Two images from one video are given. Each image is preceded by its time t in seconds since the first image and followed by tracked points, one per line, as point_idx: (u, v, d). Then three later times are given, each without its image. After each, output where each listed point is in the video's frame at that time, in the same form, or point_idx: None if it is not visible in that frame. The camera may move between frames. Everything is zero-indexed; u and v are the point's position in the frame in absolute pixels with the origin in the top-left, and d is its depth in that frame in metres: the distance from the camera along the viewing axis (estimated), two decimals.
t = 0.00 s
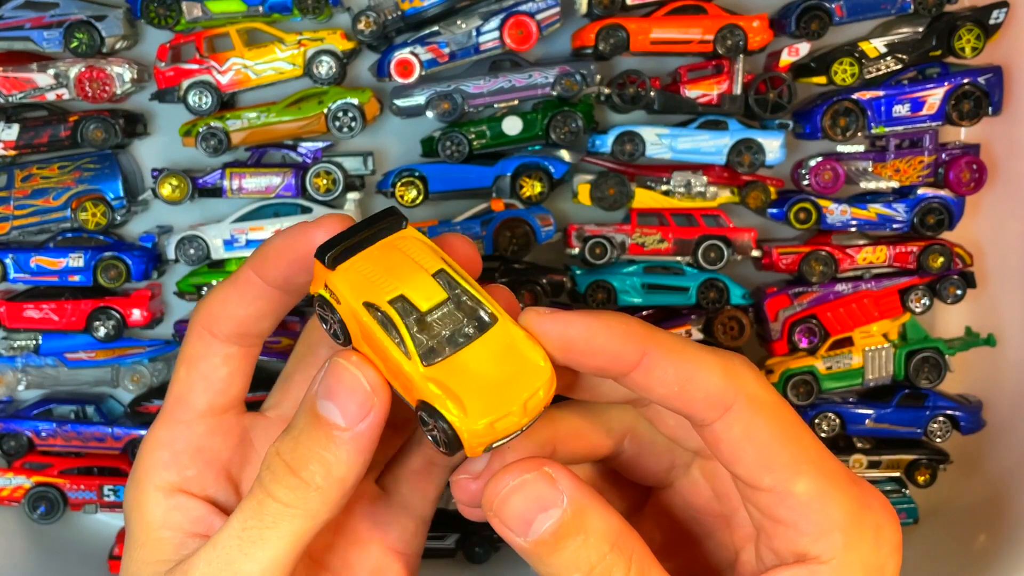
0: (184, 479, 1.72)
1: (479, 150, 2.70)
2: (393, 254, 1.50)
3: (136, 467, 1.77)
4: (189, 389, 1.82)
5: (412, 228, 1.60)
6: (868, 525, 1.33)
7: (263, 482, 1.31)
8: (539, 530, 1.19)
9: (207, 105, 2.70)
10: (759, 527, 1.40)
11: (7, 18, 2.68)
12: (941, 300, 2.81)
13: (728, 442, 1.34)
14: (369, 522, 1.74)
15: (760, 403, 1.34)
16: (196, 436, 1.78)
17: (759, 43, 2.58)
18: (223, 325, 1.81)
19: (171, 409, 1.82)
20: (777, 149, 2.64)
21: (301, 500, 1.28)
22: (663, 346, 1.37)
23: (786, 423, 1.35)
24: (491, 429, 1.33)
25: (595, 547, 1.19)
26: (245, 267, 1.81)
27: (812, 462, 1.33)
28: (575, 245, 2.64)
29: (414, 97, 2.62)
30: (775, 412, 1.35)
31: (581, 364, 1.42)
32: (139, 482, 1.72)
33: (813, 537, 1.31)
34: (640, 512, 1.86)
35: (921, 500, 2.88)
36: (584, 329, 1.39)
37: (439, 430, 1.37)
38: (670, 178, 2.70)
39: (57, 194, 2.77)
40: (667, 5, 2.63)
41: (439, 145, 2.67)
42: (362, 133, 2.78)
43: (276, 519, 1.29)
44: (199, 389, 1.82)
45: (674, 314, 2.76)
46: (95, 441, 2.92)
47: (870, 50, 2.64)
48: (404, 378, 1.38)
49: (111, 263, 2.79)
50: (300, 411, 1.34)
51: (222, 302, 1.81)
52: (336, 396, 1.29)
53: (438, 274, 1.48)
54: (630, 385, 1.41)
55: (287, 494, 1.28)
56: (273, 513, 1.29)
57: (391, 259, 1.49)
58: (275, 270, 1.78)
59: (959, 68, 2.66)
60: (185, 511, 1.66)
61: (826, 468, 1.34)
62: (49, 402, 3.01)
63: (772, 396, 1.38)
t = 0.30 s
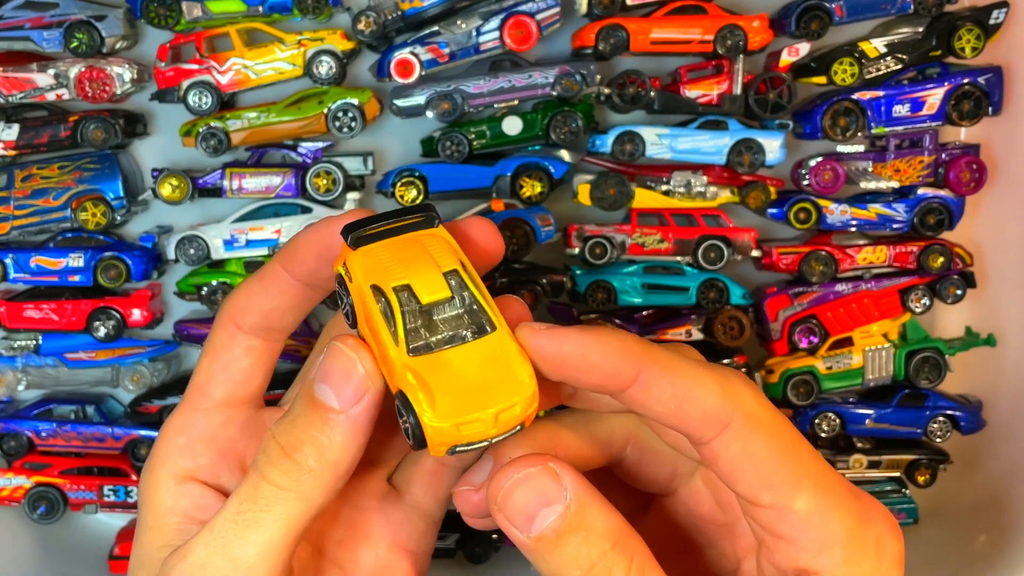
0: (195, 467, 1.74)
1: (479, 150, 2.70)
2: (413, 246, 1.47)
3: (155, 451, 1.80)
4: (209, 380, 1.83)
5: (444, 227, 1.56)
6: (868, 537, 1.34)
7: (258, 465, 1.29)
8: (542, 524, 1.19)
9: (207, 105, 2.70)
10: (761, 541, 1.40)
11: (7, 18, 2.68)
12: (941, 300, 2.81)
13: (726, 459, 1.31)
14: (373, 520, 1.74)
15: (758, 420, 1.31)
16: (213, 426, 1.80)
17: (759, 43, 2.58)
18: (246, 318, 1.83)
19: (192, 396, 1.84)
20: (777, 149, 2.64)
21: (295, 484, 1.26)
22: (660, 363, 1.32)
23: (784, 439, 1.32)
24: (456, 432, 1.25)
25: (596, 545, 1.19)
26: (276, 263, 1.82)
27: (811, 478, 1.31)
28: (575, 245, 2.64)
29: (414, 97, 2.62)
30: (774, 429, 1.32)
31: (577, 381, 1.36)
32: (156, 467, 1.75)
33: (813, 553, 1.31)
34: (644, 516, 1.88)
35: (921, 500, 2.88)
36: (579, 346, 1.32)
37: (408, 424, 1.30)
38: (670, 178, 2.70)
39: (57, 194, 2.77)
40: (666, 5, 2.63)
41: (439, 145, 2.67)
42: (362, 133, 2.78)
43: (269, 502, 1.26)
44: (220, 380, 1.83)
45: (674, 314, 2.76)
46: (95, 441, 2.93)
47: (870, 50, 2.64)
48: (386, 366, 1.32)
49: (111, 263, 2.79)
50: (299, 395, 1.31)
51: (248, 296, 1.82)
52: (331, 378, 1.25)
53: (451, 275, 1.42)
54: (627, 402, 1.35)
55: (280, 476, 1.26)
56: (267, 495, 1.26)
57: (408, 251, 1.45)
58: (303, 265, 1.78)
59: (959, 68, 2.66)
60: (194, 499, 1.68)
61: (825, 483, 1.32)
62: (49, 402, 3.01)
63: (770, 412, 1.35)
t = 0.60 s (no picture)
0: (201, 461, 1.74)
1: (479, 150, 2.70)
2: (423, 241, 1.46)
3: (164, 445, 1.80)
4: (219, 375, 1.85)
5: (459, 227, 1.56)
6: (864, 551, 1.28)
7: (254, 453, 1.28)
8: (536, 528, 1.18)
9: (207, 105, 2.70)
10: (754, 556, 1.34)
11: (7, 18, 2.68)
12: (941, 300, 2.81)
13: (716, 472, 1.27)
14: (376, 519, 1.74)
15: (749, 432, 1.27)
16: (222, 421, 1.80)
17: (759, 43, 2.58)
18: (256, 313, 1.85)
19: (200, 392, 1.85)
20: (777, 149, 2.64)
21: (288, 470, 1.25)
22: (649, 372, 1.30)
23: (775, 450, 1.28)
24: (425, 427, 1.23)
25: (589, 550, 1.19)
26: (286, 258, 1.83)
27: (803, 490, 1.26)
28: (574, 245, 2.64)
29: (414, 97, 2.62)
30: (765, 440, 1.28)
31: (565, 389, 1.34)
32: (163, 460, 1.75)
33: (807, 565, 1.25)
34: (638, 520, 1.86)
35: (921, 500, 2.88)
36: (567, 353, 1.31)
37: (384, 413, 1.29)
38: (670, 178, 2.70)
39: (57, 194, 2.77)
40: (666, 5, 2.63)
41: (439, 145, 2.67)
42: (362, 133, 2.78)
43: (264, 488, 1.25)
44: (228, 374, 1.84)
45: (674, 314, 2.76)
46: (95, 441, 2.93)
47: (870, 49, 2.63)
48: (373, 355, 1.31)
49: (111, 263, 2.79)
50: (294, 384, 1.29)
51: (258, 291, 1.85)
52: (325, 366, 1.25)
53: (454, 275, 1.41)
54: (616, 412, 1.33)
55: (274, 463, 1.25)
56: (261, 481, 1.25)
57: (417, 244, 1.45)
58: (309, 257, 1.80)
59: (959, 68, 2.66)
60: (198, 493, 1.67)
61: (818, 495, 1.27)
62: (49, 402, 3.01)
63: (761, 423, 1.30)
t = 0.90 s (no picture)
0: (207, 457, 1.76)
1: (479, 150, 2.70)
2: (431, 233, 1.47)
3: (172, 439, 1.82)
4: (218, 371, 1.84)
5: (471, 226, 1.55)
6: (876, 560, 1.16)
7: (242, 436, 1.27)
8: (555, 508, 1.17)
9: (207, 105, 2.70)
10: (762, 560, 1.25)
11: (7, 18, 2.68)
12: (941, 300, 2.81)
13: (721, 473, 1.19)
14: (378, 517, 1.75)
15: (756, 433, 1.19)
16: (226, 418, 1.80)
17: (759, 43, 2.58)
18: (250, 308, 1.83)
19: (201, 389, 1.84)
20: (777, 149, 2.64)
21: (276, 450, 1.23)
22: (653, 372, 1.24)
23: (782, 449, 1.19)
24: (406, 412, 1.24)
25: (607, 536, 1.16)
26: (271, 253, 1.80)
27: (811, 492, 1.16)
28: (574, 245, 2.64)
29: (414, 97, 2.63)
30: (770, 440, 1.19)
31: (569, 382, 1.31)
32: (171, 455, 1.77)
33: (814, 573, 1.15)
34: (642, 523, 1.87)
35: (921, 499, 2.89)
36: (568, 349, 1.28)
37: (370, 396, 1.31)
38: (670, 178, 2.70)
39: (57, 195, 2.77)
40: (666, 5, 2.63)
41: (439, 145, 2.67)
42: (362, 133, 2.79)
43: (249, 469, 1.23)
44: (229, 372, 1.84)
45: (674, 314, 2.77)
46: (95, 441, 2.93)
47: (870, 50, 2.64)
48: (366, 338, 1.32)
49: (111, 263, 2.79)
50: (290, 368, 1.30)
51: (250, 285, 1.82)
52: (321, 348, 1.26)
53: (456, 270, 1.42)
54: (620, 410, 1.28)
55: (262, 442, 1.23)
56: (249, 460, 1.23)
57: (424, 237, 1.46)
58: (295, 253, 1.74)
59: (959, 68, 2.66)
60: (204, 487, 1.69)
61: (827, 498, 1.17)
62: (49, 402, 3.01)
63: (767, 421, 1.21)
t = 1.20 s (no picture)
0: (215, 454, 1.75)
1: (479, 150, 2.70)
2: (463, 253, 1.38)
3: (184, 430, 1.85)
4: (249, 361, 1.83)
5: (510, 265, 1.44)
6: (852, 464, 1.30)
7: (229, 422, 1.29)
8: (608, 390, 1.14)
9: (207, 105, 2.70)
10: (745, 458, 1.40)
11: (7, 18, 2.68)
12: (941, 300, 2.81)
13: (717, 360, 1.34)
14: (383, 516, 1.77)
15: (755, 326, 1.32)
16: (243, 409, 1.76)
17: (759, 43, 2.58)
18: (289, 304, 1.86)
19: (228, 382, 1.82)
20: (777, 149, 2.64)
21: (258, 437, 1.26)
22: (663, 259, 1.36)
23: (778, 348, 1.33)
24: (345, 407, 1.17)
25: (654, 421, 1.15)
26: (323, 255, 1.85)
27: (798, 393, 1.31)
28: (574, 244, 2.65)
29: (414, 97, 2.63)
30: (769, 339, 1.32)
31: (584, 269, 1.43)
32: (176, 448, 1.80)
33: (796, 469, 1.30)
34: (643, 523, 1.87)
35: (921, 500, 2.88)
36: (584, 232, 1.39)
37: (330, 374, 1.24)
38: (670, 178, 2.69)
39: (57, 195, 2.77)
40: (667, 5, 2.63)
41: (439, 145, 2.67)
42: (362, 133, 2.78)
43: (234, 455, 1.26)
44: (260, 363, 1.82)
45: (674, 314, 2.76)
46: (95, 440, 2.94)
47: (870, 50, 2.64)
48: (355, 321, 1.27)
49: (111, 263, 2.79)
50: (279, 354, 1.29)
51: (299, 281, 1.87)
52: (307, 334, 1.24)
53: (469, 296, 1.31)
54: (629, 295, 1.41)
55: (244, 430, 1.26)
56: (232, 448, 1.27)
57: (453, 254, 1.37)
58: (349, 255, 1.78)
59: (959, 68, 2.66)
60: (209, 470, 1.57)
61: (813, 402, 1.31)
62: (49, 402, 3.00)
63: (769, 321, 1.34)
